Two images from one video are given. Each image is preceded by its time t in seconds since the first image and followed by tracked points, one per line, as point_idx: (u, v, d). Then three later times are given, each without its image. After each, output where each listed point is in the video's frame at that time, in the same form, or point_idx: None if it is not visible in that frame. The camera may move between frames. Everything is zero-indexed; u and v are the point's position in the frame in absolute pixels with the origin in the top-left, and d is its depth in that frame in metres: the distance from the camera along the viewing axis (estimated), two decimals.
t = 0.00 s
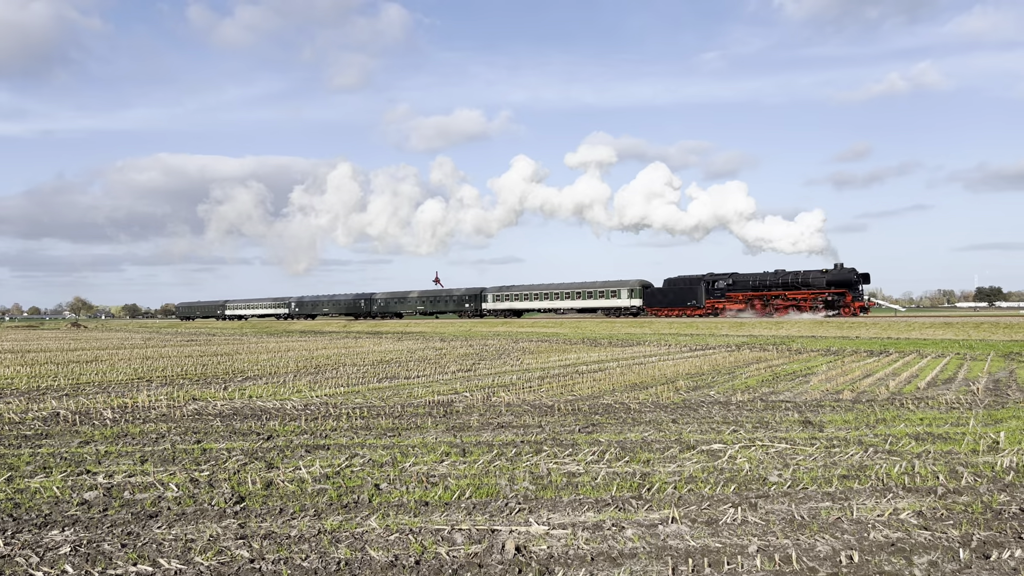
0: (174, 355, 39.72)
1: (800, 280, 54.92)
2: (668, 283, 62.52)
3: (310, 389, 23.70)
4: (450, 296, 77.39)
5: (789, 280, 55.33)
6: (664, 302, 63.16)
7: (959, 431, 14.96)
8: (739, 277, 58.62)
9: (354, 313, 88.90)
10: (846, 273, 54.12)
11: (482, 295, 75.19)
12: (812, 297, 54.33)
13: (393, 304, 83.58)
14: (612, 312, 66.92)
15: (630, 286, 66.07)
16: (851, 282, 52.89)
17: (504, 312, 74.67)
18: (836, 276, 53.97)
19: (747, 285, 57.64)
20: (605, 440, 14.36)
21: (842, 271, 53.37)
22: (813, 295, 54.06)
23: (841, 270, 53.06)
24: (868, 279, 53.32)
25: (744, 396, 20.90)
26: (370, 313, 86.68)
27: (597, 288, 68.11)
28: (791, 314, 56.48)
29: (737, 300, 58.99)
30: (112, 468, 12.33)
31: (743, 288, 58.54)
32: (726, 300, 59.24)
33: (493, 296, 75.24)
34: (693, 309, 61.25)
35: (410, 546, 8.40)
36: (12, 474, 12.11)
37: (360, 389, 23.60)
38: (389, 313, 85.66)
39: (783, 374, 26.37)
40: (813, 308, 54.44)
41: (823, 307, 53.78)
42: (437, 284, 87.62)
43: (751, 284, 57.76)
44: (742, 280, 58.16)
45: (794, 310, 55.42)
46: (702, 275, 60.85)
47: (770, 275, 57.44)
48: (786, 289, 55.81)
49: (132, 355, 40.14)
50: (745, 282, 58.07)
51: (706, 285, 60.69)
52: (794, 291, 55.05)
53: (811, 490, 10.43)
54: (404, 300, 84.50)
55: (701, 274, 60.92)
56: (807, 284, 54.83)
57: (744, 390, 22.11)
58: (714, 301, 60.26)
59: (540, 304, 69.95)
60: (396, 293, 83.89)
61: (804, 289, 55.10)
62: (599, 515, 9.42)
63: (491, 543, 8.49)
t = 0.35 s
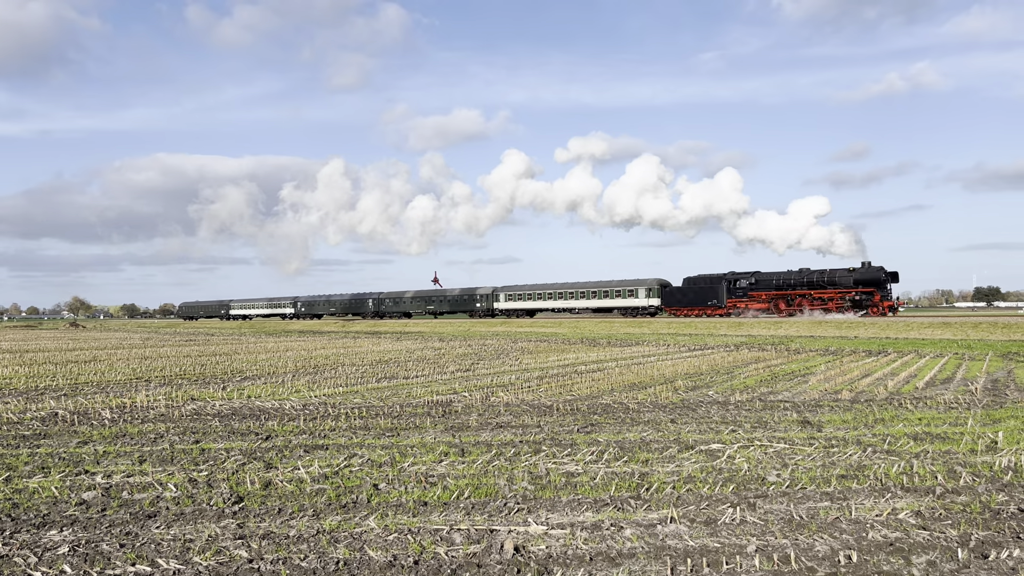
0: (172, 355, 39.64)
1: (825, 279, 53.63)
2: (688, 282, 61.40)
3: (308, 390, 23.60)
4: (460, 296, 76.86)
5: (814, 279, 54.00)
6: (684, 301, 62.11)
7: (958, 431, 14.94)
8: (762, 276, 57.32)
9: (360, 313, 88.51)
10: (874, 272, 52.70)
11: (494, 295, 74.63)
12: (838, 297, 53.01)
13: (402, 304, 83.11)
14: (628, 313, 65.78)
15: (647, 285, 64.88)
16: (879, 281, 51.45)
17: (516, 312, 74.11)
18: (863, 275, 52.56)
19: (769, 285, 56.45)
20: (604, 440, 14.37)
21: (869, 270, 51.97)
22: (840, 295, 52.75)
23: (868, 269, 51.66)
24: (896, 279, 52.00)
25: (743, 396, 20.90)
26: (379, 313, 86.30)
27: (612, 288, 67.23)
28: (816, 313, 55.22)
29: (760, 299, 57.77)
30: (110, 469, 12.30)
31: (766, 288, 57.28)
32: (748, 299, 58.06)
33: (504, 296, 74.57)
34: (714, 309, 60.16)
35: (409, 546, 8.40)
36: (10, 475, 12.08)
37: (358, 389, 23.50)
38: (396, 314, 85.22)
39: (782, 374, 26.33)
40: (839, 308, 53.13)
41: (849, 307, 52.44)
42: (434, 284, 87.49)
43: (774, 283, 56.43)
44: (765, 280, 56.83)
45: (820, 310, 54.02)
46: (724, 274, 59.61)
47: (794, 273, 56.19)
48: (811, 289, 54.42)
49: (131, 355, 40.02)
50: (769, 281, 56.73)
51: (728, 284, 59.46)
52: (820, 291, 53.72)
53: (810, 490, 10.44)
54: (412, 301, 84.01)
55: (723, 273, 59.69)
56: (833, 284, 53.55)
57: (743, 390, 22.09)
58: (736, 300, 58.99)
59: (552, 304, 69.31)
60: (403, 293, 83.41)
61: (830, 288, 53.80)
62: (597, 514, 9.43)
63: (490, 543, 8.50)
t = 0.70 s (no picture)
0: (171, 354, 39.58)
1: (853, 277, 52.28)
2: (709, 282, 60.40)
3: (307, 390, 23.55)
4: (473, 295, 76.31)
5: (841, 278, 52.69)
6: (704, 300, 61.07)
7: (956, 431, 14.94)
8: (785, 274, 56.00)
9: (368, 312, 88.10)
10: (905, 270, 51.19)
11: (507, 294, 74.32)
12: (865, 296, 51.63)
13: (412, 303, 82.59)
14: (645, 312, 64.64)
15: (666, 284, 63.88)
16: (910, 280, 49.94)
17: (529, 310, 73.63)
18: (893, 273, 51.10)
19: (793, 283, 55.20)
20: (603, 440, 14.35)
21: (899, 268, 50.50)
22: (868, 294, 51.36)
23: (898, 267, 50.22)
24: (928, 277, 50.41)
25: (742, 396, 20.84)
26: (388, 313, 85.88)
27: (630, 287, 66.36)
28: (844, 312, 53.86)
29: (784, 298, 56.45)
30: (110, 468, 12.30)
31: (790, 286, 55.96)
32: (772, 298, 56.77)
33: (517, 295, 74.30)
34: (736, 309, 59.02)
35: (408, 546, 8.39)
36: (9, 474, 12.07)
37: (356, 389, 23.44)
38: (405, 314, 84.72)
39: (781, 373, 26.30)
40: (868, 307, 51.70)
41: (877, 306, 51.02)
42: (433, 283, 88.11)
43: (799, 282, 55.18)
44: (790, 278, 55.62)
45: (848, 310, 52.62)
46: (746, 272, 58.36)
47: (819, 271, 54.88)
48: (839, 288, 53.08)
49: (129, 354, 39.96)
50: (793, 280, 55.50)
51: (750, 283, 58.21)
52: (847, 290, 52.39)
53: (809, 490, 10.45)
54: (422, 300, 83.52)
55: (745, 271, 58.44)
56: (861, 282, 52.18)
57: (742, 390, 22.04)
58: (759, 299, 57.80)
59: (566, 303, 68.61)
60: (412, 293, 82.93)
61: (858, 287, 52.41)
62: (596, 514, 9.44)
63: (489, 542, 8.50)
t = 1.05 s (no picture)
0: (169, 353, 39.52)
1: (882, 275, 50.83)
2: (732, 280, 59.13)
3: (306, 389, 23.51)
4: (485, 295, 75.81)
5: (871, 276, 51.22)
6: (727, 299, 59.90)
7: (956, 430, 14.91)
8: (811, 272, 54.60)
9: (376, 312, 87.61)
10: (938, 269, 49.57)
11: (521, 293, 74.10)
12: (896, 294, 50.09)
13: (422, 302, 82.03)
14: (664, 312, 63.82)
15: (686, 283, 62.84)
16: (943, 278, 48.43)
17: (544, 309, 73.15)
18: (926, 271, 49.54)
19: (819, 281, 53.86)
20: (603, 439, 14.33)
21: (931, 266, 48.97)
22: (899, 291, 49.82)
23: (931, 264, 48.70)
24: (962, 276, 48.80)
25: (741, 395, 20.79)
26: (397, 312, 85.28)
27: (649, 286, 65.65)
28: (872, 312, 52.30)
29: (810, 297, 55.07)
30: (109, 467, 12.30)
31: (816, 285, 54.55)
32: (797, 296, 55.40)
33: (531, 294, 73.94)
34: (760, 308, 57.77)
35: (408, 545, 8.39)
36: (8, 474, 12.05)
37: (356, 388, 23.39)
38: (414, 313, 84.17)
39: (780, 373, 26.24)
40: (898, 306, 50.23)
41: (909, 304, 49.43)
42: (433, 282, 88.10)
43: (826, 280, 53.71)
44: (816, 276, 54.19)
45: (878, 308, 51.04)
46: (771, 270, 56.99)
47: (846, 269, 53.46)
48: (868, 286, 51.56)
49: (128, 353, 39.90)
50: (820, 278, 54.07)
51: (775, 281, 56.88)
52: (876, 288, 50.89)
53: (808, 489, 10.45)
54: (431, 300, 83.02)
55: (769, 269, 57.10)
56: (891, 281, 50.62)
57: (741, 389, 22.03)
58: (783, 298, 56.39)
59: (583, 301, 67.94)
60: (423, 292, 82.43)
61: (888, 285, 50.96)
62: (596, 513, 9.44)
63: (488, 541, 8.50)
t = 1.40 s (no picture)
0: (169, 351, 39.45)
1: (915, 273, 49.46)
2: (756, 278, 57.70)
3: (305, 387, 23.48)
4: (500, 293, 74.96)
5: (903, 273, 49.86)
6: (751, 297, 58.51)
7: (955, 429, 14.91)
8: (840, 270, 53.23)
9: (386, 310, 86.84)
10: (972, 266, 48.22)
11: (536, 291, 73.34)
12: (930, 292, 48.71)
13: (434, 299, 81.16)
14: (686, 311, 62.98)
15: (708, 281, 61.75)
16: (979, 275, 47.16)
17: (562, 306, 72.34)
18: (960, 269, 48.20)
19: (849, 279, 52.52)
20: (603, 437, 14.35)
21: (966, 263, 47.70)
22: (933, 289, 48.46)
23: (967, 261, 47.39)
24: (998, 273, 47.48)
25: (741, 394, 20.77)
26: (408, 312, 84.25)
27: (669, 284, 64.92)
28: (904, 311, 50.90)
29: (838, 295, 53.70)
30: (109, 466, 12.27)
31: (845, 283, 53.21)
32: (826, 295, 53.99)
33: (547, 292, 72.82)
34: (785, 306, 56.36)
35: (407, 544, 8.39)
36: (7, 473, 12.02)
37: (355, 387, 23.38)
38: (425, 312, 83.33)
39: (780, 372, 26.21)
40: (931, 304, 48.95)
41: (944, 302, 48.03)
42: (433, 281, 87.97)
43: (855, 278, 52.30)
44: (846, 274, 52.80)
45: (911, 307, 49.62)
46: (797, 268, 55.60)
47: (877, 267, 52.15)
48: (901, 284, 50.18)
49: (128, 352, 39.84)
50: (849, 276, 52.68)
51: (801, 279, 55.49)
52: (909, 286, 49.54)
53: (808, 487, 10.46)
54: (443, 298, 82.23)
55: (796, 267, 55.70)
56: (924, 278, 49.30)
57: (741, 388, 22.05)
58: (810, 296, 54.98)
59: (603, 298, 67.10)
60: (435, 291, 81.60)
61: (920, 283, 49.68)
62: (595, 512, 9.43)
63: (488, 540, 8.49)
